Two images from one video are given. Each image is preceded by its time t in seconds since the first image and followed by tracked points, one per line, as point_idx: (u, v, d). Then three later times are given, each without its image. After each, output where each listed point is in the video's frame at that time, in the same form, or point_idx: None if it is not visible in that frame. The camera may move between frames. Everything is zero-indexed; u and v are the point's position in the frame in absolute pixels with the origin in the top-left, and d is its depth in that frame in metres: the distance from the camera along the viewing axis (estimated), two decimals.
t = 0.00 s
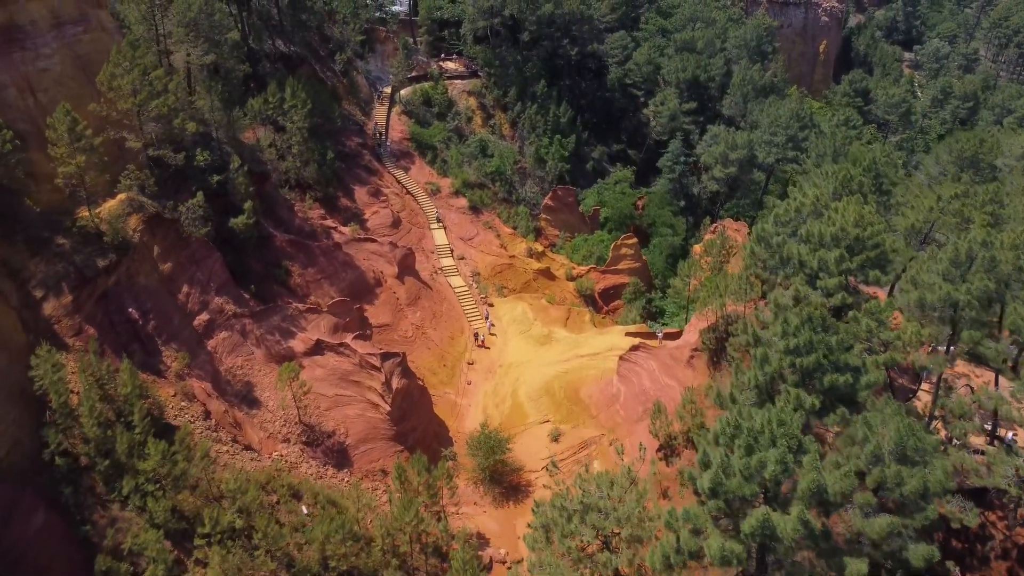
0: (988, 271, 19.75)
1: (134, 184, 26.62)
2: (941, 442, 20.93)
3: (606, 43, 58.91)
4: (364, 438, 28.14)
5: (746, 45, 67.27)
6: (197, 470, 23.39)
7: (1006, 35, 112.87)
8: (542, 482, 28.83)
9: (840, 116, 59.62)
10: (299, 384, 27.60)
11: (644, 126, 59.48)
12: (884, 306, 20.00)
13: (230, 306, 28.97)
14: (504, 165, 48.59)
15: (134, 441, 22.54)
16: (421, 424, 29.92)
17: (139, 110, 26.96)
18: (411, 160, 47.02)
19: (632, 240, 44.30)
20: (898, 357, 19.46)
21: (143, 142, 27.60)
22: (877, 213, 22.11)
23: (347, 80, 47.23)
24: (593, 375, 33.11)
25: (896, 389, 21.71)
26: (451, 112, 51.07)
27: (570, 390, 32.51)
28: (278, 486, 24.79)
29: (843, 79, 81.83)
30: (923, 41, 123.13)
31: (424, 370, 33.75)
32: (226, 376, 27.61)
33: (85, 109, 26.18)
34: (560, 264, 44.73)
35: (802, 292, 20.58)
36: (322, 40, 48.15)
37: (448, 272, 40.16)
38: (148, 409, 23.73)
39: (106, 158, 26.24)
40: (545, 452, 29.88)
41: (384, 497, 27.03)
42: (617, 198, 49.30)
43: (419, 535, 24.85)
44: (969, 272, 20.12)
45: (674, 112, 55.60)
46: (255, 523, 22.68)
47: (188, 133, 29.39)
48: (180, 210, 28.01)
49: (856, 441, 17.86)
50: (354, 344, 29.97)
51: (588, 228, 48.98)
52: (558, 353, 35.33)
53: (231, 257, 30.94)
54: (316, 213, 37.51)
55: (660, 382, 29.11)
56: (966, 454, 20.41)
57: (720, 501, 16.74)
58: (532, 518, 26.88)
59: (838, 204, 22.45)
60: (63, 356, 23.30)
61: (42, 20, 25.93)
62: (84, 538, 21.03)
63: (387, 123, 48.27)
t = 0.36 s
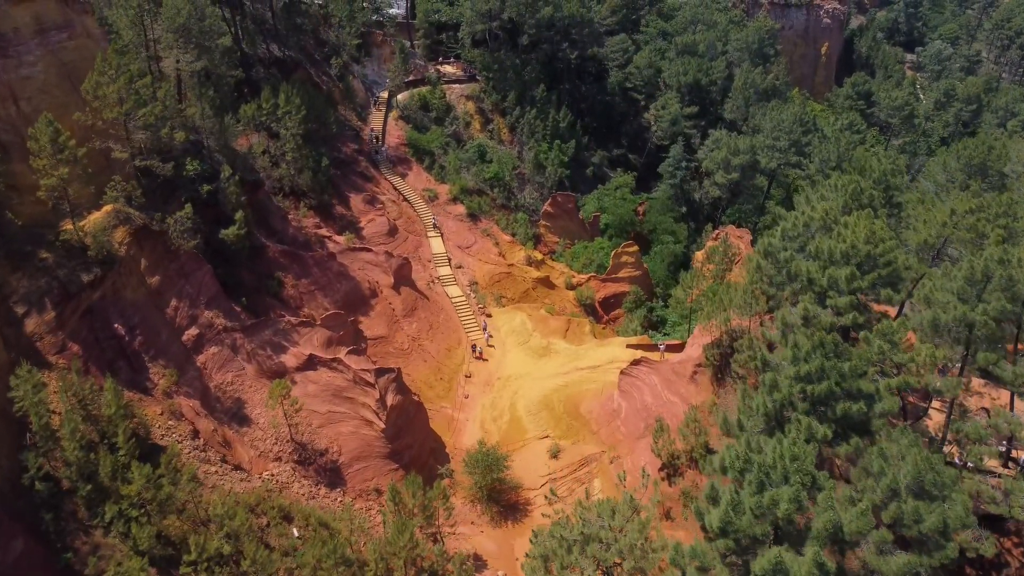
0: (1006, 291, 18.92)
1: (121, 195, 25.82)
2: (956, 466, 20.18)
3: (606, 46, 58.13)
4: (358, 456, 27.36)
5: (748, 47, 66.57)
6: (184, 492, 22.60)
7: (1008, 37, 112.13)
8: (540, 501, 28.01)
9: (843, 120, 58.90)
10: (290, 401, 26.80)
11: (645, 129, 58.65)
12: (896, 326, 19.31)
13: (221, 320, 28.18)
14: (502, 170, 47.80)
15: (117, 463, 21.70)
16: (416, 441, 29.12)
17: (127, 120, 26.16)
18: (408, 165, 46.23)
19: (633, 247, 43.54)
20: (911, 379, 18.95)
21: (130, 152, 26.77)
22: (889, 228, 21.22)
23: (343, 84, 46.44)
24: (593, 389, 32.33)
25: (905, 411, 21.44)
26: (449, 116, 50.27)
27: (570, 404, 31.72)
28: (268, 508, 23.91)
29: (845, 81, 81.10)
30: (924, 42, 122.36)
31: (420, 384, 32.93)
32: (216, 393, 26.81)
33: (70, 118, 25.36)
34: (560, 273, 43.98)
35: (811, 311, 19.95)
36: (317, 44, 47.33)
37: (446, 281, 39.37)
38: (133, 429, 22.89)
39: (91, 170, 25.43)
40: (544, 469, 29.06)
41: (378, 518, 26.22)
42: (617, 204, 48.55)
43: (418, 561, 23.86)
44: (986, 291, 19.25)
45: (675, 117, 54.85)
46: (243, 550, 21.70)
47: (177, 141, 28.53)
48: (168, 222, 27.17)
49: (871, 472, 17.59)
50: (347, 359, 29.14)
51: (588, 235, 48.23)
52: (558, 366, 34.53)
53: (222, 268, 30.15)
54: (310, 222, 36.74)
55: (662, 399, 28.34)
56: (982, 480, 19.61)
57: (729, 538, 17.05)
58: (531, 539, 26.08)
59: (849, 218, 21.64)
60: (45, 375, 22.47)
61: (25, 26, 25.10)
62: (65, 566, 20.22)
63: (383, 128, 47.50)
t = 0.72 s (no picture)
0: None
1: (107, 207, 25.08)
2: (969, 493, 19.42)
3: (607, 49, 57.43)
4: (352, 475, 26.58)
5: (750, 51, 65.89)
6: (169, 516, 21.60)
7: (1011, 39, 111.45)
8: (539, 520, 27.20)
9: (847, 125, 58.18)
10: (281, 420, 25.99)
11: (646, 133, 57.85)
12: (910, 350, 18.68)
13: (210, 335, 27.40)
14: (501, 176, 47.03)
15: (100, 488, 20.89)
16: (411, 458, 28.31)
17: (113, 129, 25.39)
18: (405, 172, 45.43)
19: (634, 255, 42.80)
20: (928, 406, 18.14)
21: (116, 162, 25.97)
22: (902, 245, 20.45)
23: (339, 89, 45.75)
24: (593, 403, 31.57)
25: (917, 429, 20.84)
26: (447, 121, 49.50)
27: (569, 419, 30.95)
28: (258, 530, 22.98)
29: (848, 85, 80.37)
30: (926, 44, 121.64)
31: (415, 398, 32.15)
32: (205, 410, 26.03)
33: (54, 128, 24.61)
34: (559, 281, 43.24)
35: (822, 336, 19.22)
36: (313, 49, 46.62)
37: (443, 290, 38.58)
38: (117, 451, 22.11)
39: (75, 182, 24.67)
40: (543, 487, 28.24)
41: (372, 540, 25.41)
42: (617, 211, 47.79)
43: None
44: (1003, 312, 18.61)
45: (676, 121, 54.14)
46: None
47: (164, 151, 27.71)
48: (156, 234, 26.35)
49: (887, 509, 17.29)
50: (340, 375, 28.30)
51: (588, 242, 47.48)
52: (557, 379, 33.75)
53: (212, 280, 29.38)
54: (305, 232, 35.99)
55: (664, 415, 27.58)
56: (1001, 508, 18.79)
57: None
58: (530, 561, 25.24)
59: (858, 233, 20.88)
60: (26, 395, 21.72)
61: (7, 34, 24.35)
62: None
63: (380, 134, 46.76)
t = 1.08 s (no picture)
0: None
1: (93, 221, 24.33)
2: (983, 520, 18.77)
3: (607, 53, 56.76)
4: (346, 495, 25.84)
5: (751, 54, 65.19)
6: (154, 542, 20.43)
7: (1013, 41, 110.66)
8: (539, 541, 26.41)
9: (850, 130, 57.48)
10: (273, 440, 25.23)
11: (647, 138, 57.16)
12: (924, 376, 17.96)
13: (200, 351, 26.68)
14: (500, 183, 46.29)
15: (83, 514, 19.99)
16: (407, 477, 27.56)
17: (100, 140, 24.69)
18: (402, 179, 44.67)
19: (635, 264, 42.10)
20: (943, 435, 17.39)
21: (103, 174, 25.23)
22: (915, 264, 19.72)
23: (335, 95, 45.06)
24: (593, 419, 30.88)
25: (929, 452, 20.22)
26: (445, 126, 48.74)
27: (569, 436, 30.24)
28: (248, 554, 21.98)
29: (850, 87, 79.59)
30: (927, 46, 120.93)
31: (412, 412, 31.43)
32: (195, 430, 25.27)
33: (39, 139, 23.88)
34: (559, 290, 42.54)
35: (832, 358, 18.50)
36: (308, 53, 45.91)
37: (441, 301, 37.81)
38: (102, 474, 21.28)
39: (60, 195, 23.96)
40: (542, 506, 27.48)
41: (366, 562, 24.68)
42: (618, 218, 47.07)
43: None
44: (1021, 336, 17.92)
45: (678, 126, 53.41)
46: None
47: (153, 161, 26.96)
48: (144, 248, 25.61)
49: (904, 548, 16.85)
50: (334, 393, 27.51)
51: (589, 249, 46.75)
52: (557, 393, 33.02)
53: (203, 294, 28.66)
54: (300, 242, 35.28)
55: (667, 433, 26.90)
56: (1020, 538, 18.05)
57: None
58: None
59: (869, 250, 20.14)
60: (8, 417, 20.99)
61: None
62: None
63: (377, 140, 46.01)
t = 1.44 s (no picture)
0: None
1: (80, 232, 23.66)
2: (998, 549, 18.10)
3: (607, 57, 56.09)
4: (339, 513, 25.12)
5: (753, 57, 64.51)
6: (140, 566, 19.43)
7: (1016, 43, 109.89)
8: (538, 560, 25.71)
9: (854, 134, 56.77)
10: (265, 458, 24.52)
11: (648, 141, 56.50)
12: (938, 400, 17.10)
13: (191, 365, 25.99)
14: (500, 188, 45.63)
15: (65, 539, 19.13)
16: (403, 494, 26.89)
17: (87, 149, 24.05)
18: (400, 185, 43.89)
19: (636, 272, 41.44)
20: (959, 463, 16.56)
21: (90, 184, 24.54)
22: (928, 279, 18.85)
23: (332, 99, 44.42)
24: (593, 433, 30.20)
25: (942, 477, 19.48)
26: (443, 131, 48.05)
27: (569, 451, 29.56)
28: None
29: (853, 90, 78.89)
30: (930, 47, 120.20)
31: (408, 426, 30.76)
32: (184, 446, 24.57)
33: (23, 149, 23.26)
34: (559, 298, 41.88)
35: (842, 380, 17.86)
36: (304, 57, 45.25)
37: (438, 310, 37.14)
38: (86, 496, 20.51)
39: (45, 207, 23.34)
40: (542, 524, 26.76)
41: None
42: (619, 224, 46.40)
43: None
44: None
45: (679, 130, 52.67)
46: None
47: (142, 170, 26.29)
48: (132, 261, 24.94)
49: None
50: (328, 409, 26.79)
51: (589, 256, 46.07)
52: (556, 406, 32.34)
53: (195, 306, 27.98)
54: (294, 251, 34.59)
55: (669, 450, 26.25)
56: None
57: None
58: None
59: (879, 265, 19.43)
60: None
61: None
62: None
63: (374, 145, 45.21)
